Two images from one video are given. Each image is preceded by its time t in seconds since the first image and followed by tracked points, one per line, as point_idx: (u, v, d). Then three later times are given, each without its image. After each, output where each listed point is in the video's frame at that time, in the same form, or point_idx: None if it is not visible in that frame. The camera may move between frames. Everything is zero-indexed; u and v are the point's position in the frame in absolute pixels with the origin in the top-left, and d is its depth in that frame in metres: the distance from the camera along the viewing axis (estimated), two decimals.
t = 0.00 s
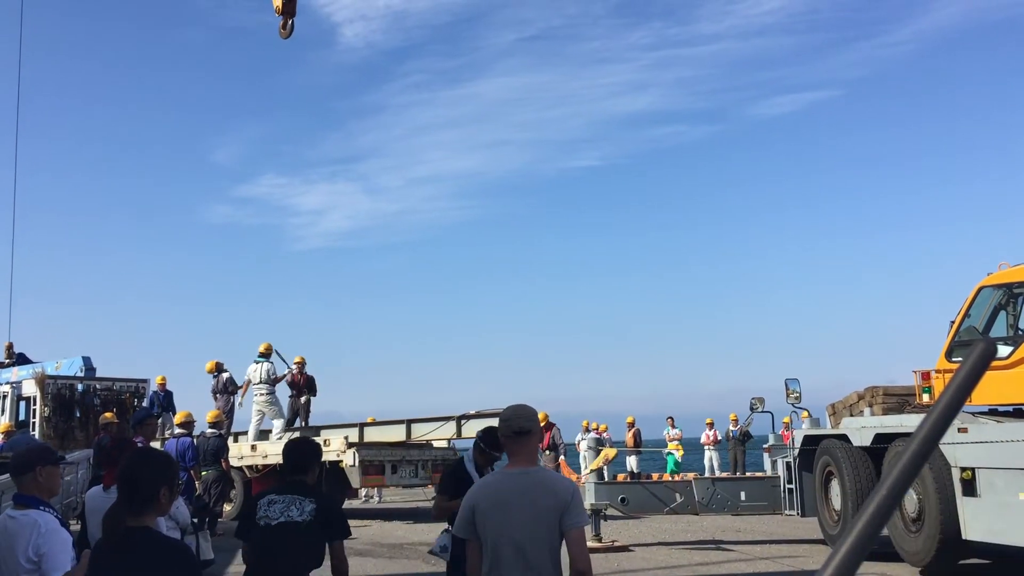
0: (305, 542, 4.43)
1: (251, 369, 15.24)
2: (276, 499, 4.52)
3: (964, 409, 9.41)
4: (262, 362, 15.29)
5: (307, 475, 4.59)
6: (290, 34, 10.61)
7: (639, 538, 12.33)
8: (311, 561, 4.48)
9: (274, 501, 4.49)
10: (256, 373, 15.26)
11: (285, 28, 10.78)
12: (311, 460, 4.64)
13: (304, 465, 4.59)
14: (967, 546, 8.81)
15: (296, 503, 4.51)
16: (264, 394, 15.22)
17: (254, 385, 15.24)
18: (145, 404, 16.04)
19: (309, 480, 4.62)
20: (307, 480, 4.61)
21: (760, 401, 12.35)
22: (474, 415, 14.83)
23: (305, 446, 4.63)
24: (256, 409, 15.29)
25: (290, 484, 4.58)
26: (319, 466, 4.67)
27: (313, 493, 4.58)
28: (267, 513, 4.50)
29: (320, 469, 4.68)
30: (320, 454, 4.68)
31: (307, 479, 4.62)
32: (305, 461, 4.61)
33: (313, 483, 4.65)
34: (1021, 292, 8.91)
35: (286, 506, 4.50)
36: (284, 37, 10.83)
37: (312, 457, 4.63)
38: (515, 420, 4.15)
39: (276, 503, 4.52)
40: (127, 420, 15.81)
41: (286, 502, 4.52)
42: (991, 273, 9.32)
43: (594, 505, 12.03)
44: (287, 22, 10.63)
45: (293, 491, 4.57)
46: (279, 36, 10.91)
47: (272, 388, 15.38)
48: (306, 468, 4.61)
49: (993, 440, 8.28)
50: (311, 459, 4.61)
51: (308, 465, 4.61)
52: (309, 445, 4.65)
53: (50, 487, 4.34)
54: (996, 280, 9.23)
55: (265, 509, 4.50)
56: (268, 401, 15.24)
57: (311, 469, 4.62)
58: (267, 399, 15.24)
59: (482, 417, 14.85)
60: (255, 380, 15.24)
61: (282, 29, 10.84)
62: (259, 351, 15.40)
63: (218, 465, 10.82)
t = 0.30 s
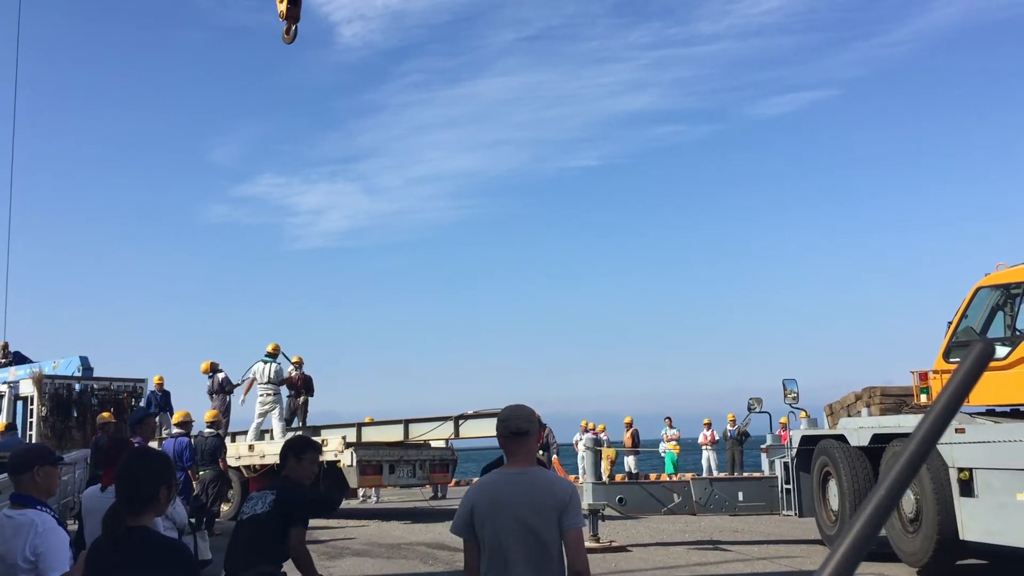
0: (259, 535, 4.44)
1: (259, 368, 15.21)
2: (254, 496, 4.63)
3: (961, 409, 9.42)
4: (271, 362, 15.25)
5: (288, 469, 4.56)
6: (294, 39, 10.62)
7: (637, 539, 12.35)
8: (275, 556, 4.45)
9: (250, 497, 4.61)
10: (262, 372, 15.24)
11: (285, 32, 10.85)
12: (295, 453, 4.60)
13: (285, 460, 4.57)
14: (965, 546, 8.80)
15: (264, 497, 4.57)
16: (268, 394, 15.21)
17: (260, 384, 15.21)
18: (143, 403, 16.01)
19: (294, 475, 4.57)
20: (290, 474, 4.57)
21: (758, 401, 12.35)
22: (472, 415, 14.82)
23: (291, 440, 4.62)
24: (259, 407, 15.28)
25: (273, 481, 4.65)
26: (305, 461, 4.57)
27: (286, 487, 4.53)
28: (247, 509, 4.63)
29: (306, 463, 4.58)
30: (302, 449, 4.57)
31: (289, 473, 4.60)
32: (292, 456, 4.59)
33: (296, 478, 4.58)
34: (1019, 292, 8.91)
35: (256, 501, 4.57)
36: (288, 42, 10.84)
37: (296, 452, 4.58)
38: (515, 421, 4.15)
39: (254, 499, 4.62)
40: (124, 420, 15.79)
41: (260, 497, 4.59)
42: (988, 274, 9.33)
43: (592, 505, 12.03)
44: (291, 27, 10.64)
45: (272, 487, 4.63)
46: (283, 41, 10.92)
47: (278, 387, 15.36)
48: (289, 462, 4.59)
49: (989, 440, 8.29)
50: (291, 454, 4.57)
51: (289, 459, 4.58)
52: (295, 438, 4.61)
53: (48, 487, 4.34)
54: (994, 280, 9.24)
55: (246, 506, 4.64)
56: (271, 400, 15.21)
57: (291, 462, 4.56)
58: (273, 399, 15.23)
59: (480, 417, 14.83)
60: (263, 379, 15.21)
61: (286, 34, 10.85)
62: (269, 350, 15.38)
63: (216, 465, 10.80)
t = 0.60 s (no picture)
0: (246, 542, 4.41)
1: (265, 368, 15.21)
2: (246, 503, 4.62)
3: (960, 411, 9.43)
4: (276, 363, 15.25)
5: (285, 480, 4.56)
6: (299, 48, 10.68)
7: (636, 540, 12.36)
8: (258, 563, 4.43)
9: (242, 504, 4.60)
10: (268, 372, 15.20)
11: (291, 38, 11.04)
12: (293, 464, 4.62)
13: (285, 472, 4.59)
14: (964, 548, 8.80)
15: (254, 504, 4.55)
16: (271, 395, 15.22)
17: (264, 386, 15.21)
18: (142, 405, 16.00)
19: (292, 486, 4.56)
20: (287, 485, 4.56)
21: (757, 403, 12.35)
22: (472, 417, 14.82)
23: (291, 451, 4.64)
24: (265, 408, 15.29)
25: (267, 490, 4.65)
26: (304, 472, 4.58)
27: (279, 494, 4.54)
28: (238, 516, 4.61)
29: (305, 474, 4.59)
30: (303, 459, 4.59)
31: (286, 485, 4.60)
32: (291, 468, 4.60)
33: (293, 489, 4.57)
34: (1018, 295, 8.91)
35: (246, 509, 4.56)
36: (293, 50, 10.90)
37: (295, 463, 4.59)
38: (515, 422, 4.14)
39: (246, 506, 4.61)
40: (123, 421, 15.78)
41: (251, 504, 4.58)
42: (987, 276, 9.34)
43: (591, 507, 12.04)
44: (296, 36, 10.70)
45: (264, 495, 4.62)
46: (290, 50, 11.00)
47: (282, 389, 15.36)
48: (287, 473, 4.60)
49: (988, 442, 8.29)
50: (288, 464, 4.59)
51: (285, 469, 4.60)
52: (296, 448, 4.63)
53: (46, 489, 4.33)
54: (993, 282, 9.25)
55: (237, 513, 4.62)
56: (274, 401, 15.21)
57: (289, 473, 4.58)
58: (280, 400, 15.26)
59: (479, 419, 14.83)
60: (267, 381, 15.20)
61: (291, 43, 10.91)
62: (277, 351, 15.38)
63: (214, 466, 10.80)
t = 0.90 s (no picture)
0: (233, 547, 4.42)
1: (267, 371, 15.22)
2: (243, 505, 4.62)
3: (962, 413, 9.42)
4: (280, 365, 15.26)
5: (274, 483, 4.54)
6: (306, 57, 10.74)
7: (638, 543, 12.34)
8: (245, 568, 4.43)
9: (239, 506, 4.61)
10: (272, 375, 15.21)
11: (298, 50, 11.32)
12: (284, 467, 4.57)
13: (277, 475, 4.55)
14: (967, 550, 8.79)
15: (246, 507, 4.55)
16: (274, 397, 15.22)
17: (267, 388, 15.21)
18: (143, 407, 16.00)
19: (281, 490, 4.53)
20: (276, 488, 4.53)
21: (759, 405, 12.33)
22: (473, 419, 14.82)
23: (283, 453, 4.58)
24: (269, 411, 15.29)
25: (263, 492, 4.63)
26: (292, 477, 4.53)
27: (268, 498, 4.51)
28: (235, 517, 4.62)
29: (293, 480, 4.53)
30: (291, 464, 4.52)
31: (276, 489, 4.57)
32: (283, 471, 4.56)
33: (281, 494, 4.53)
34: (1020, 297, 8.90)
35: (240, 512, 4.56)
36: (301, 59, 10.96)
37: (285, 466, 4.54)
38: (516, 425, 4.14)
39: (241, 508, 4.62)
40: (125, 424, 15.78)
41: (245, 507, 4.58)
42: (989, 278, 9.33)
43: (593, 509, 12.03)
44: (304, 45, 10.76)
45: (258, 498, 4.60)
46: (298, 59, 11.10)
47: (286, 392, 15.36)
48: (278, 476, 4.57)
49: (990, 445, 8.28)
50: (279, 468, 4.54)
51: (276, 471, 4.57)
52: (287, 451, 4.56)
53: (47, 492, 4.34)
54: (995, 285, 9.24)
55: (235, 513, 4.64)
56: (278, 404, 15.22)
57: (278, 476, 4.54)
58: (283, 402, 15.25)
59: (481, 422, 14.83)
60: (270, 383, 15.20)
61: (299, 52, 10.98)
62: (280, 353, 15.39)
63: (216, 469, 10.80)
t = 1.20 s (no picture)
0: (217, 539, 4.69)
1: (269, 374, 15.22)
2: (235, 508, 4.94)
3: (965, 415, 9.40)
4: (281, 368, 15.27)
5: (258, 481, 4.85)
6: (314, 64, 10.87)
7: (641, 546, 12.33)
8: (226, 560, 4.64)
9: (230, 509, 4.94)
10: (274, 378, 15.22)
11: (308, 60, 11.41)
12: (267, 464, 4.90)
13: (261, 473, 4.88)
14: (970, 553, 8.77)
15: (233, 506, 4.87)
16: (277, 400, 15.24)
17: (270, 391, 15.23)
18: (146, 411, 16.02)
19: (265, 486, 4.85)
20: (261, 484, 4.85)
21: (762, 407, 12.33)
22: (476, 422, 14.82)
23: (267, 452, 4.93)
24: (271, 414, 15.28)
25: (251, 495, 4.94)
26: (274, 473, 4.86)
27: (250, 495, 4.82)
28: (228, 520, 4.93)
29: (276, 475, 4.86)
30: (273, 460, 4.86)
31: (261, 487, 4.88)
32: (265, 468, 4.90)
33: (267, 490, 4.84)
34: None
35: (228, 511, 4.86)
36: (309, 70, 11.21)
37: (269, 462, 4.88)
38: (518, 428, 4.14)
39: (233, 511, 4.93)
40: (128, 427, 15.79)
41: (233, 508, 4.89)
42: (993, 280, 9.31)
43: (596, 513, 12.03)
44: (313, 56, 10.96)
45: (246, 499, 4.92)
46: (304, 70, 11.59)
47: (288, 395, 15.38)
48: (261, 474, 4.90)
49: (993, 446, 8.26)
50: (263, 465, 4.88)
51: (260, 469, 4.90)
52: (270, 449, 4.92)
53: (48, 496, 4.34)
54: (998, 287, 9.23)
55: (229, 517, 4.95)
56: (280, 407, 15.23)
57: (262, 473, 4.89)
58: (286, 405, 15.25)
59: (484, 424, 14.82)
60: (272, 387, 15.22)
61: (309, 62, 11.22)
62: (281, 356, 15.39)
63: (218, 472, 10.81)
